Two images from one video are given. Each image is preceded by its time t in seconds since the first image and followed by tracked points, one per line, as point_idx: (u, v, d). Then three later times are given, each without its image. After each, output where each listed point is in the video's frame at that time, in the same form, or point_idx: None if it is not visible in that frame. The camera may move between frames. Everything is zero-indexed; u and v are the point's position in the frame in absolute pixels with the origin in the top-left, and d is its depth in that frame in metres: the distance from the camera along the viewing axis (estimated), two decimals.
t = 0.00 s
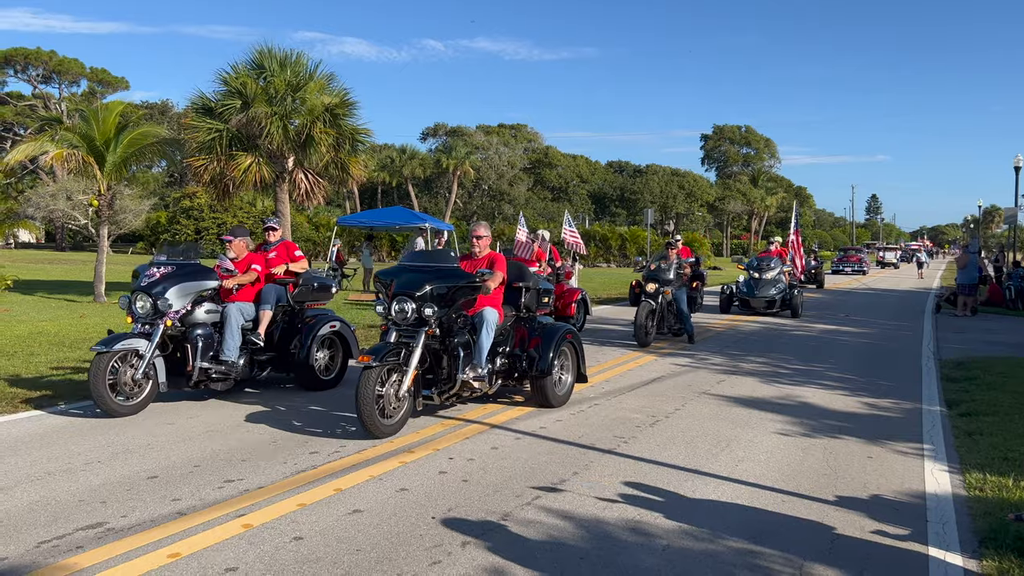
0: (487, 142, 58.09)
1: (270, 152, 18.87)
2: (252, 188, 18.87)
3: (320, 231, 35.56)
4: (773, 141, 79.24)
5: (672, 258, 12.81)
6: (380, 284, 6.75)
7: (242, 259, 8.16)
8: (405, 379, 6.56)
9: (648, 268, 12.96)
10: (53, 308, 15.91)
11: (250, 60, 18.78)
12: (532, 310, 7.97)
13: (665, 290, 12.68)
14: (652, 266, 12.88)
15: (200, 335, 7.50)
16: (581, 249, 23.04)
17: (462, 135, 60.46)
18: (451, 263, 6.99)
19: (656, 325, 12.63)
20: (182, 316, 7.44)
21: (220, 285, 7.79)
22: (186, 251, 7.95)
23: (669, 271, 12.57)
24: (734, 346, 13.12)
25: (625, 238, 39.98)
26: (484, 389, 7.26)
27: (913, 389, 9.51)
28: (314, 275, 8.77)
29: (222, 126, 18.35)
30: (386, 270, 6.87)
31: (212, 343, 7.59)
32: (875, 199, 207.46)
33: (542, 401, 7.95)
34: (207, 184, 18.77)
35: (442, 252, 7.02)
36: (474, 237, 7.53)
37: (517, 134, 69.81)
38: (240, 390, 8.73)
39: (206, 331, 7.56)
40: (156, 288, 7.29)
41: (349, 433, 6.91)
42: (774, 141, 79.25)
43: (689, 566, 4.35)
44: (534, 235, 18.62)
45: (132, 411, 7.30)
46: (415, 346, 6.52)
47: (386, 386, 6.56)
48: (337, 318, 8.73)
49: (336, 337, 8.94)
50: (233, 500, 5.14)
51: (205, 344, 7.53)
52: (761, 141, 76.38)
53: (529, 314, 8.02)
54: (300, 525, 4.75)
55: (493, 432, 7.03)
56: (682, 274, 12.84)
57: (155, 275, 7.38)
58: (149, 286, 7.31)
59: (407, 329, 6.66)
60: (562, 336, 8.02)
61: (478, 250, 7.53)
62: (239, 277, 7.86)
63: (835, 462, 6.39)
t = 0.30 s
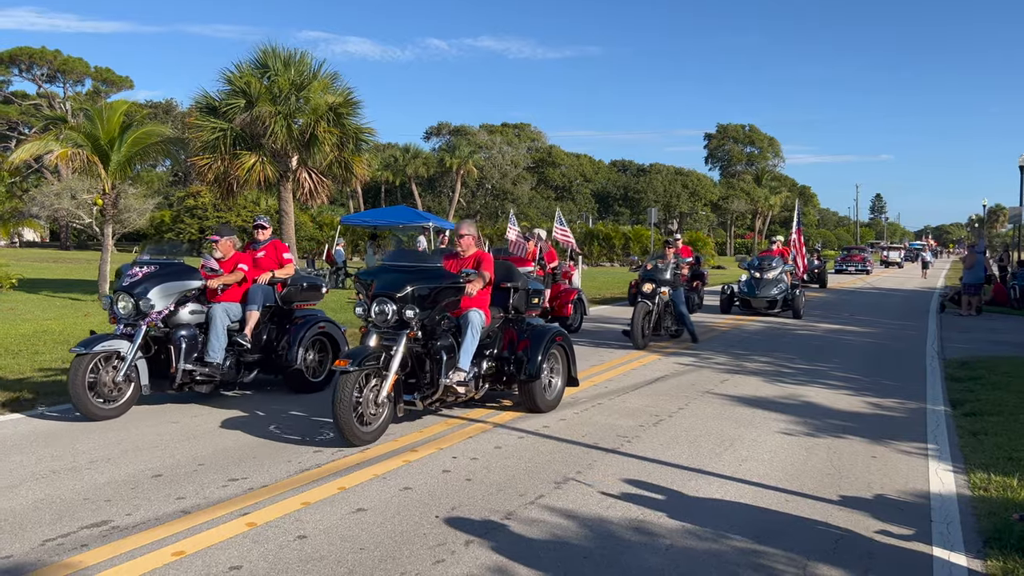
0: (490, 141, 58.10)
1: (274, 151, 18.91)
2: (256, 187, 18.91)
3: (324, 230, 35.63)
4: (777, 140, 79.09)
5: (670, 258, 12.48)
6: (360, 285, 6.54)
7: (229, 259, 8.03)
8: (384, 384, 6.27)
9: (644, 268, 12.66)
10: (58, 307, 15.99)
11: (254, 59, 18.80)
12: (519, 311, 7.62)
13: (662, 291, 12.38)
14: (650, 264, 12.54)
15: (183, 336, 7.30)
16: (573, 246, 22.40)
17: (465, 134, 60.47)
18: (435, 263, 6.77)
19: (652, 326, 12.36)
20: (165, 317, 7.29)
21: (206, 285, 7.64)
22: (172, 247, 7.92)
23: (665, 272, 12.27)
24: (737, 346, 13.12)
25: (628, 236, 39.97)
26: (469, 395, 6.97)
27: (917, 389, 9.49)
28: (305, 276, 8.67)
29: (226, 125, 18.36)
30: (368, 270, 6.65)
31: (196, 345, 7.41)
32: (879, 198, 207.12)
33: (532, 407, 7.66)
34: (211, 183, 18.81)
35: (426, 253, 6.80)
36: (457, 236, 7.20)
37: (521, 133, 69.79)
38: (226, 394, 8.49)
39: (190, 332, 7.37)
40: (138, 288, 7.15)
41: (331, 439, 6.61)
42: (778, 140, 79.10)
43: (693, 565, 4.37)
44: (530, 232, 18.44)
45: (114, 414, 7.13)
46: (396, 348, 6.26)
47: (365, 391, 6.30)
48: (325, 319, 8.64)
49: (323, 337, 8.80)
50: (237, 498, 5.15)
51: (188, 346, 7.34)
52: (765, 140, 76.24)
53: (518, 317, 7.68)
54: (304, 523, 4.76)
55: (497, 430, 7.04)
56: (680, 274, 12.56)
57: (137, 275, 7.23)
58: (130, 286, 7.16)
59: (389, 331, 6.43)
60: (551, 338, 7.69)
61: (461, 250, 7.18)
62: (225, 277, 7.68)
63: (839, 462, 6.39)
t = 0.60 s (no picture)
0: (495, 140, 58.13)
1: (278, 149, 18.93)
2: (260, 185, 18.92)
3: (328, 229, 35.68)
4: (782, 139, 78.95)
5: (666, 258, 12.23)
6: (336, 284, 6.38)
7: (215, 257, 7.95)
8: (361, 390, 6.05)
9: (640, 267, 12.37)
10: (65, 305, 16.02)
11: (259, 58, 18.82)
12: (508, 311, 7.31)
13: (658, 291, 12.13)
14: (645, 264, 12.28)
15: (166, 336, 7.22)
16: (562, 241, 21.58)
17: (469, 133, 60.49)
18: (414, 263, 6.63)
19: (648, 328, 12.14)
20: (148, 317, 7.21)
21: (191, 284, 7.60)
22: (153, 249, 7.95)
23: (661, 272, 12.00)
24: (742, 345, 13.11)
25: (632, 236, 39.93)
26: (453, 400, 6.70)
27: (922, 389, 9.47)
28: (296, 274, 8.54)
29: (230, 123, 18.35)
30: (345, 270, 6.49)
31: (180, 346, 7.31)
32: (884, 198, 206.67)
33: (518, 412, 7.36)
34: (216, 181, 18.84)
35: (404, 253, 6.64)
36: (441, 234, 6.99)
37: (525, 132, 69.78)
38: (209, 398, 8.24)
39: (173, 333, 7.28)
40: (120, 287, 7.11)
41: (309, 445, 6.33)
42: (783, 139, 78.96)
43: (697, 564, 4.36)
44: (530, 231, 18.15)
45: (93, 418, 7.00)
46: (374, 352, 6.04)
47: (340, 396, 6.05)
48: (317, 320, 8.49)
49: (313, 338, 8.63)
50: (242, 496, 5.16)
51: (172, 347, 7.25)
52: (769, 139, 76.11)
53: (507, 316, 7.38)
54: (309, 521, 4.76)
55: (502, 429, 7.04)
56: (676, 274, 12.29)
57: (119, 273, 7.20)
58: (113, 285, 7.12)
59: (366, 334, 6.21)
60: (538, 341, 7.36)
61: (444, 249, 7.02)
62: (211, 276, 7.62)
63: (843, 461, 6.38)
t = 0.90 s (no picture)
0: (499, 139, 58.12)
1: (284, 148, 18.95)
2: (266, 183, 18.94)
3: (333, 227, 35.73)
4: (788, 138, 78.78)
5: (664, 257, 11.86)
6: (311, 283, 5.94)
7: (202, 255, 7.87)
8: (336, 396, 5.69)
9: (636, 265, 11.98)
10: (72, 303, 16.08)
11: (264, 56, 18.83)
12: (496, 312, 7.00)
13: (654, 291, 11.75)
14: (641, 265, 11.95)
15: (148, 337, 7.05)
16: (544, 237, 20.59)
17: (474, 131, 60.48)
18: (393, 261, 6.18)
19: (644, 329, 11.75)
20: (129, 317, 7.04)
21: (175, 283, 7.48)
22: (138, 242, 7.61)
23: (659, 272, 11.61)
24: (748, 345, 13.08)
25: (637, 235, 39.86)
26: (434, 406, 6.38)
27: (928, 389, 9.45)
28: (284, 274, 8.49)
29: (236, 122, 18.37)
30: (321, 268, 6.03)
31: (163, 346, 7.14)
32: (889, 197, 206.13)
33: (504, 418, 7.05)
34: (221, 179, 18.87)
35: (385, 251, 6.25)
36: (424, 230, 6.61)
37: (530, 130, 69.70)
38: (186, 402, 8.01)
39: (156, 333, 7.11)
40: (100, 286, 6.91)
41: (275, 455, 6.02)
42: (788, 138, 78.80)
43: (703, 563, 4.36)
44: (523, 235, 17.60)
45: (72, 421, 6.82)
46: (350, 356, 5.68)
47: (314, 402, 5.76)
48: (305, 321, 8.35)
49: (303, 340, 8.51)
50: (248, 494, 5.17)
51: (155, 347, 7.08)
52: (775, 138, 75.96)
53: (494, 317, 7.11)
54: (315, 519, 4.77)
55: (506, 428, 7.04)
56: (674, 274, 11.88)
57: (100, 272, 7.02)
58: (93, 283, 6.94)
59: (342, 337, 5.82)
60: (525, 345, 7.05)
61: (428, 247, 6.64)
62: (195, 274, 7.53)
63: (849, 461, 6.36)
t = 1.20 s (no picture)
0: (504, 137, 58.08)
1: (289, 145, 18.97)
2: (271, 181, 18.96)
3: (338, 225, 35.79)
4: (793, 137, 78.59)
5: (660, 256, 11.48)
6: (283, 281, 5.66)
7: (186, 254, 7.73)
8: (308, 402, 5.47)
9: (631, 264, 11.58)
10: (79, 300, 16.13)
11: (270, 54, 18.84)
12: (481, 313, 6.92)
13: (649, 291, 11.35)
14: (636, 262, 11.56)
15: (129, 337, 6.91)
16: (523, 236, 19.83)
17: (479, 130, 60.45)
18: (372, 259, 5.92)
19: (638, 330, 11.37)
20: (109, 316, 6.93)
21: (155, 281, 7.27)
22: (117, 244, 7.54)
23: (654, 272, 11.20)
24: (753, 343, 13.06)
25: (642, 234, 39.80)
26: (417, 411, 6.14)
27: (934, 388, 9.43)
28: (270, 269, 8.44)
29: (241, 119, 18.39)
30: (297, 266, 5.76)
31: (145, 346, 7.01)
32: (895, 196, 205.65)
33: (490, 424, 6.79)
34: (227, 177, 18.90)
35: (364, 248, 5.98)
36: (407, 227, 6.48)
37: (535, 128, 69.56)
38: (165, 405, 7.76)
39: (137, 333, 6.98)
40: (79, 284, 6.77)
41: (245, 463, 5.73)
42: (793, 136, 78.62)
43: (708, 562, 4.36)
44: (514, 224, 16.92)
45: (48, 424, 6.67)
46: (324, 360, 5.45)
47: (284, 407, 5.48)
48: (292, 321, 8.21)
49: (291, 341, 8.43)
50: (254, 490, 5.19)
51: (135, 348, 6.95)
52: (780, 137, 75.75)
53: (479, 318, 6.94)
54: (321, 516, 4.78)
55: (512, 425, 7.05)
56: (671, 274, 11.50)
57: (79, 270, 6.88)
58: (72, 282, 6.79)
59: (316, 339, 5.59)
60: (513, 347, 6.84)
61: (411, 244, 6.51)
62: (178, 274, 7.38)
63: (855, 461, 6.35)
